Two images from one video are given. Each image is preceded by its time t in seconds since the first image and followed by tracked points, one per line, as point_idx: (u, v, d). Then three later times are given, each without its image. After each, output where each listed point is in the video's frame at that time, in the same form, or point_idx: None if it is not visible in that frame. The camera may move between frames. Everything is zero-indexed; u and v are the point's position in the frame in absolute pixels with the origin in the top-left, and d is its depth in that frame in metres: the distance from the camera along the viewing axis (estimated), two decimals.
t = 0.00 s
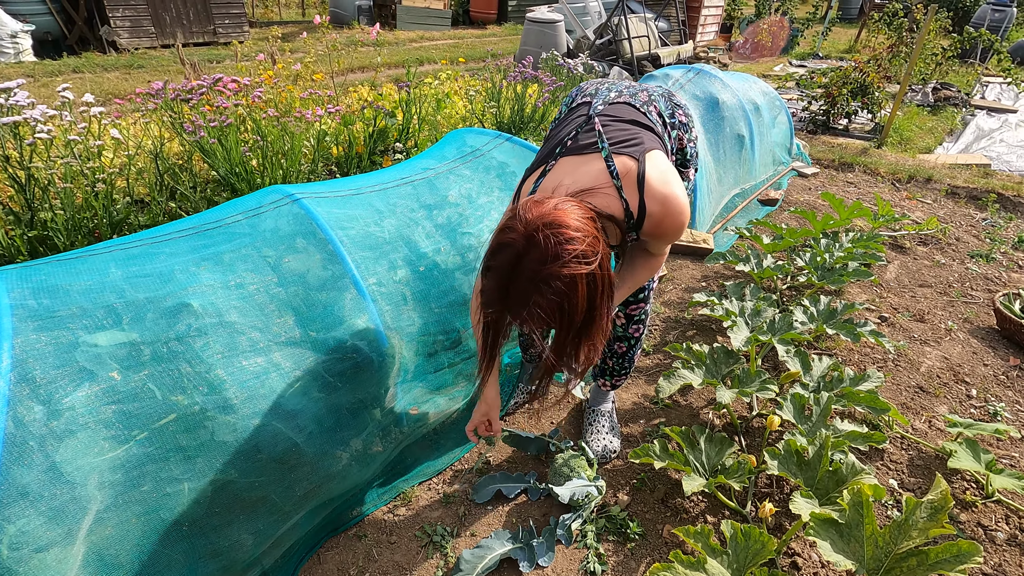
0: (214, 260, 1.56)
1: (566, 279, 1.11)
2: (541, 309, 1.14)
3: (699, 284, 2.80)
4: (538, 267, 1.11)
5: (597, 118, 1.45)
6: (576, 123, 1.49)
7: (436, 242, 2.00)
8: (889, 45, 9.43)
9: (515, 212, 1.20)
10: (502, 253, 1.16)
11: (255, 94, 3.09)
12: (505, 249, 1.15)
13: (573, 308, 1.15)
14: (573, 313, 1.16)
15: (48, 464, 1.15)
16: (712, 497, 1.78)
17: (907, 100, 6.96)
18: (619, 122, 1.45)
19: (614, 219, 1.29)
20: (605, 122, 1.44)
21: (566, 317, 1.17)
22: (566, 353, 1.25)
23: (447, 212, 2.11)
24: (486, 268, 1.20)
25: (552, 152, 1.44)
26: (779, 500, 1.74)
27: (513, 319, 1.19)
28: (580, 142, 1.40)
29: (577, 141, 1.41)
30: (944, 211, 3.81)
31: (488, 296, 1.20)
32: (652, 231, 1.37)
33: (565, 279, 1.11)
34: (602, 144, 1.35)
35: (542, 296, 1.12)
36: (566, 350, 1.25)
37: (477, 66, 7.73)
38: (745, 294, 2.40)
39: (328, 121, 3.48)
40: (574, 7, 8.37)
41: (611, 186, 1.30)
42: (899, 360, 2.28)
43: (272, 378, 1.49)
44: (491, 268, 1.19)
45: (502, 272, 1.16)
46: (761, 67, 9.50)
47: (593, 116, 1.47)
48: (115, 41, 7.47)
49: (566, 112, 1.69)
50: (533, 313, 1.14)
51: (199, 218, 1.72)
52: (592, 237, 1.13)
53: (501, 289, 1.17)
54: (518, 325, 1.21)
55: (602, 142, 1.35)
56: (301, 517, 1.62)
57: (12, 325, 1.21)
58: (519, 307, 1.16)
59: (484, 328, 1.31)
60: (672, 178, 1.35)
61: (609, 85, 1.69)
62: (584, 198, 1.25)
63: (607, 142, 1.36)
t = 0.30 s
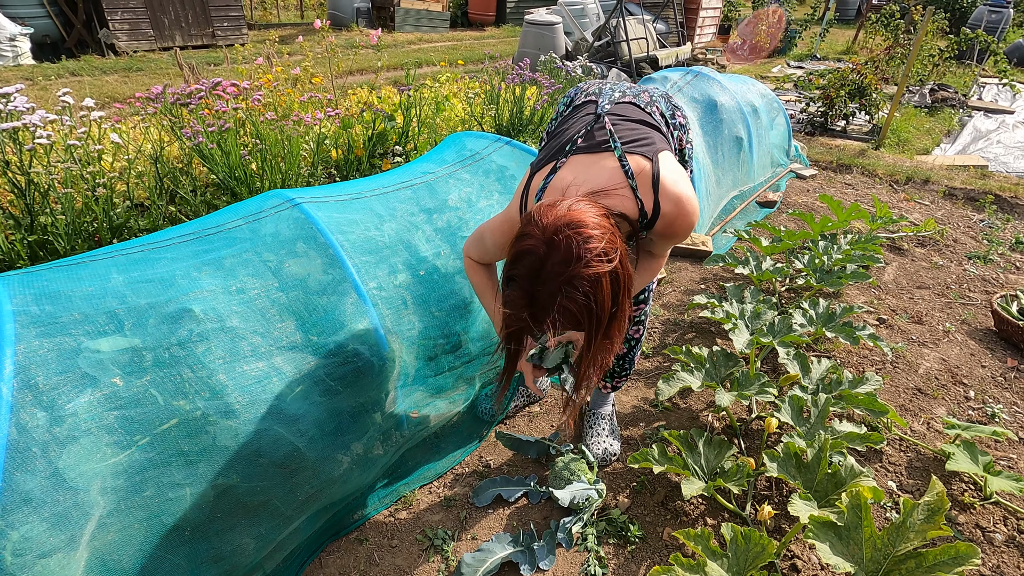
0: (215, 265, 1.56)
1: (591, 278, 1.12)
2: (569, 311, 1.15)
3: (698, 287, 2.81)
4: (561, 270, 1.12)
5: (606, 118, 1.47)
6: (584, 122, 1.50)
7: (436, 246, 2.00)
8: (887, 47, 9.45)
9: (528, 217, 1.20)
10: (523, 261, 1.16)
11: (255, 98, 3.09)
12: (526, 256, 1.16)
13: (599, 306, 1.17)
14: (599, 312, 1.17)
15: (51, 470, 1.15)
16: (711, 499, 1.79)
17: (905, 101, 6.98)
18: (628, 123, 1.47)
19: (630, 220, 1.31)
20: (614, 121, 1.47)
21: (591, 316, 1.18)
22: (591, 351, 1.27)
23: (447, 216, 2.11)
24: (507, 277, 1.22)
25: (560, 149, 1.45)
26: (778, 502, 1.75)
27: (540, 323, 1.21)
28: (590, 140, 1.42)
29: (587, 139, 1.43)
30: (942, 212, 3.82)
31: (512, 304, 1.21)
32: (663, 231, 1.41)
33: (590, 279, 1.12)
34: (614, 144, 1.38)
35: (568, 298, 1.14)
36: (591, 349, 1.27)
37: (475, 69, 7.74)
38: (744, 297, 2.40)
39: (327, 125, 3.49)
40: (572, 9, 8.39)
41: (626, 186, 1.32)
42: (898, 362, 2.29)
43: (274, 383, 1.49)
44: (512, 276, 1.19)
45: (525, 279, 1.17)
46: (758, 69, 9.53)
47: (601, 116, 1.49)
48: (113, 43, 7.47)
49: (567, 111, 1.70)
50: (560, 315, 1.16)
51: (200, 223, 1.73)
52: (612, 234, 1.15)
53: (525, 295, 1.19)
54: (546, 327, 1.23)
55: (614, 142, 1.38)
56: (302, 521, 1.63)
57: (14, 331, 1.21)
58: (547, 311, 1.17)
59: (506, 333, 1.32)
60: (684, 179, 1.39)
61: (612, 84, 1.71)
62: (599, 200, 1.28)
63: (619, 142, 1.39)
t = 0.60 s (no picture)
0: (216, 267, 1.56)
1: (624, 277, 1.13)
2: (603, 309, 1.16)
3: (697, 287, 2.81)
4: (596, 270, 1.12)
5: (614, 120, 1.49)
6: (592, 123, 1.51)
7: (436, 247, 2.01)
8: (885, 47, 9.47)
9: (553, 217, 1.19)
10: (554, 262, 1.15)
11: (254, 100, 3.09)
12: (557, 257, 1.14)
13: (630, 303, 1.18)
14: (631, 309, 1.19)
15: (51, 472, 1.16)
16: (712, 500, 1.79)
17: (903, 102, 6.99)
18: (635, 125, 1.50)
19: (650, 219, 1.33)
20: (624, 122, 1.49)
21: (623, 315, 1.19)
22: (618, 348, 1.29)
23: (447, 217, 2.12)
24: (536, 279, 1.21)
25: (571, 151, 1.45)
26: (778, 502, 1.75)
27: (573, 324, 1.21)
28: (601, 141, 1.43)
29: (598, 140, 1.44)
30: (940, 212, 3.82)
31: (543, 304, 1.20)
32: (677, 231, 1.43)
33: (623, 278, 1.13)
34: (626, 145, 1.40)
35: (602, 296, 1.15)
36: (619, 344, 1.28)
37: (474, 70, 7.75)
38: (743, 297, 2.40)
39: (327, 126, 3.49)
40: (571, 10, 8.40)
41: (644, 185, 1.34)
42: (897, 362, 2.29)
43: (274, 384, 1.49)
44: (542, 277, 1.18)
45: (557, 280, 1.16)
46: (757, 70, 9.54)
47: (608, 116, 1.51)
48: (113, 46, 7.47)
49: (569, 112, 1.70)
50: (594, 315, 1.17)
51: (200, 225, 1.73)
52: (640, 231, 1.16)
53: (557, 295, 1.18)
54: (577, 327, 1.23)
55: (627, 143, 1.41)
56: (303, 523, 1.63)
57: (14, 334, 1.21)
58: (581, 311, 1.17)
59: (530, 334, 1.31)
60: (696, 181, 1.42)
61: (613, 86, 1.73)
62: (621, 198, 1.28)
63: (632, 143, 1.41)
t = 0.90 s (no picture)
0: (215, 267, 1.57)
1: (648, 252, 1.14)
2: (625, 284, 1.15)
3: (697, 287, 2.81)
4: (623, 242, 1.13)
5: (620, 117, 1.50)
6: (599, 121, 1.51)
7: (436, 248, 2.01)
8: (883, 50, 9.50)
9: (581, 190, 1.21)
10: (581, 231, 1.15)
11: (255, 101, 3.10)
12: (585, 226, 1.15)
13: (651, 282, 1.19)
14: (652, 289, 1.19)
15: (51, 471, 1.16)
16: (712, 499, 1.79)
17: (901, 103, 7.01)
18: (642, 121, 1.50)
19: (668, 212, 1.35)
20: (630, 119, 1.50)
21: (643, 294, 1.19)
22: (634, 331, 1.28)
23: (447, 218, 2.12)
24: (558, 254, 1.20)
25: (580, 148, 1.46)
26: (778, 501, 1.75)
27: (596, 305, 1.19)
28: (610, 138, 1.44)
29: (607, 137, 1.45)
30: (939, 213, 3.83)
31: (564, 278, 1.19)
32: (692, 226, 1.47)
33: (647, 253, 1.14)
34: (637, 141, 1.41)
35: (626, 270, 1.14)
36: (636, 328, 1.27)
37: (474, 73, 7.77)
38: (743, 297, 2.39)
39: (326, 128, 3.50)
40: (570, 13, 8.41)
41: (659, 180, 1.36)
42: (897, 362, 2.29)
43: (274, 384, 1.49)
44: (566, 246, 1.18)
45: (582, 252, 1.16)
46: (756, 72, 9.56)
47: (614, 114, 1.51)
48: (113, 49, 7.48)
49: (570, 112, 1.70)
50: (617, 291, 1.16)
51: (200, 226, 1.73)
52: (666, 212, 1.19)
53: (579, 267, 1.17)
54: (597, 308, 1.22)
55: (637, 139, 1.42)
56: (303, 523, 1.63)
57: (15, 333, 1.21)
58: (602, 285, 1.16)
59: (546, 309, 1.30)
60: (709, 175, 1.45)
61: (612, 84, 1.73)
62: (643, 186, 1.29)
63: (641, 139, 1.43)
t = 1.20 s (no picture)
0: (215, 272, 1.57)
1: (655, 219, 1.14)
2: (627, 246, 1.14)
3: (696, 292, 2.82)
4: (631, 203, 1.13)
5: (627, 116, 1.50)
6: (605, 121, 1.52)
7: (435, 252, 2.01)
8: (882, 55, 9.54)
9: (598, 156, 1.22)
10: (591, 189, 1.16)
11: (255, 107, 3.12)
12: (596, 185, 1.16)
13: (653, 251, 1.18)
14: (654, 257, 1.19)
15: (51, 476, 1.16)
16: (711, 504, 1.79)
17: (900, 109, 7.03)
18: (649, 121, 1.51)
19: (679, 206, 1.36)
20: (637, 118, 1.51)
21: (644, 261, 1.18)
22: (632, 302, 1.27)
23: (446, 223, 2.13)
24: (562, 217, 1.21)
25: (589, 144, 1.46)
26: (778, 506, 1.75)
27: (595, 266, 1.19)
28: (619, 136, 1.44)
29: (616, 135, 1.45)
30: (938, 218, 3.84)
31: (568, 236, 1.18)
32: (700, 223, 1.48)
33: (654, 219, 1.14)
34: (646, 137, 1.42)
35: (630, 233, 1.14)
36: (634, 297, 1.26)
37: (473, 78, 7.79)
38: (743, 301, 2.38)
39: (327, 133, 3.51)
40: (569, 19, 8.45)
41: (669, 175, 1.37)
42: (896, 366, 2.30)
43: (273, 389, 1.49)
44: (575, 203, 1.18)
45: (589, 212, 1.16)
46: (755, 78, 9.59)
47: (621, 114, 1.52)
48: (114, 55, 7.50)
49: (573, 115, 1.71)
50: (619, 253, 1.15)
51: (200, 231, 1.74)
52: (676, 185, 1.19)
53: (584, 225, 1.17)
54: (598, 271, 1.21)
55: (646, 137, 1.43)
56: (302, 527, 1.62)
57: (16, 338, 1.22)
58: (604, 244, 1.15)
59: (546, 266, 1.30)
60: (716, 173, 1.47)
61: (614, 88, 1.74)
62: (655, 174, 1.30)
63: (650, 136, 1.44)
